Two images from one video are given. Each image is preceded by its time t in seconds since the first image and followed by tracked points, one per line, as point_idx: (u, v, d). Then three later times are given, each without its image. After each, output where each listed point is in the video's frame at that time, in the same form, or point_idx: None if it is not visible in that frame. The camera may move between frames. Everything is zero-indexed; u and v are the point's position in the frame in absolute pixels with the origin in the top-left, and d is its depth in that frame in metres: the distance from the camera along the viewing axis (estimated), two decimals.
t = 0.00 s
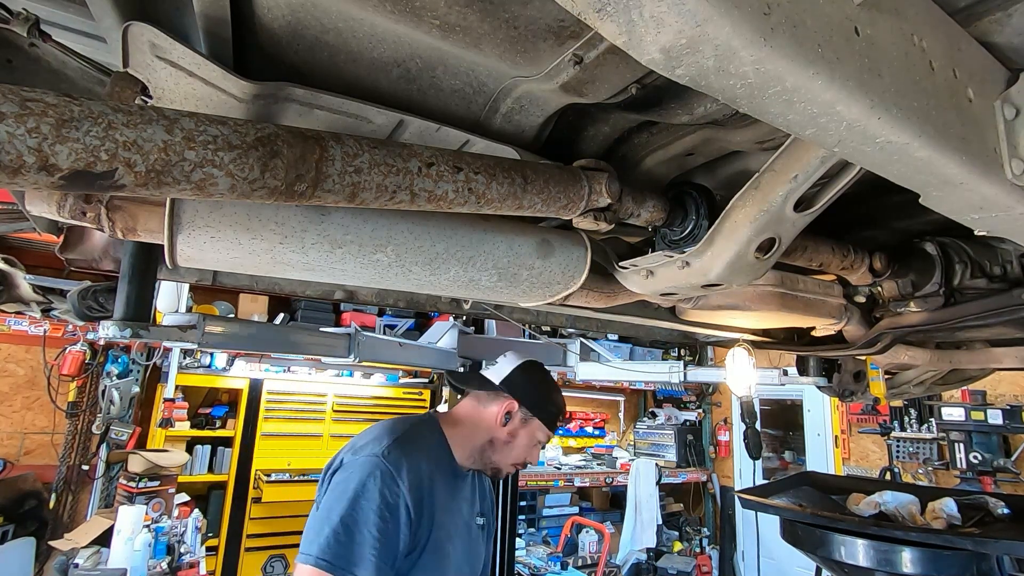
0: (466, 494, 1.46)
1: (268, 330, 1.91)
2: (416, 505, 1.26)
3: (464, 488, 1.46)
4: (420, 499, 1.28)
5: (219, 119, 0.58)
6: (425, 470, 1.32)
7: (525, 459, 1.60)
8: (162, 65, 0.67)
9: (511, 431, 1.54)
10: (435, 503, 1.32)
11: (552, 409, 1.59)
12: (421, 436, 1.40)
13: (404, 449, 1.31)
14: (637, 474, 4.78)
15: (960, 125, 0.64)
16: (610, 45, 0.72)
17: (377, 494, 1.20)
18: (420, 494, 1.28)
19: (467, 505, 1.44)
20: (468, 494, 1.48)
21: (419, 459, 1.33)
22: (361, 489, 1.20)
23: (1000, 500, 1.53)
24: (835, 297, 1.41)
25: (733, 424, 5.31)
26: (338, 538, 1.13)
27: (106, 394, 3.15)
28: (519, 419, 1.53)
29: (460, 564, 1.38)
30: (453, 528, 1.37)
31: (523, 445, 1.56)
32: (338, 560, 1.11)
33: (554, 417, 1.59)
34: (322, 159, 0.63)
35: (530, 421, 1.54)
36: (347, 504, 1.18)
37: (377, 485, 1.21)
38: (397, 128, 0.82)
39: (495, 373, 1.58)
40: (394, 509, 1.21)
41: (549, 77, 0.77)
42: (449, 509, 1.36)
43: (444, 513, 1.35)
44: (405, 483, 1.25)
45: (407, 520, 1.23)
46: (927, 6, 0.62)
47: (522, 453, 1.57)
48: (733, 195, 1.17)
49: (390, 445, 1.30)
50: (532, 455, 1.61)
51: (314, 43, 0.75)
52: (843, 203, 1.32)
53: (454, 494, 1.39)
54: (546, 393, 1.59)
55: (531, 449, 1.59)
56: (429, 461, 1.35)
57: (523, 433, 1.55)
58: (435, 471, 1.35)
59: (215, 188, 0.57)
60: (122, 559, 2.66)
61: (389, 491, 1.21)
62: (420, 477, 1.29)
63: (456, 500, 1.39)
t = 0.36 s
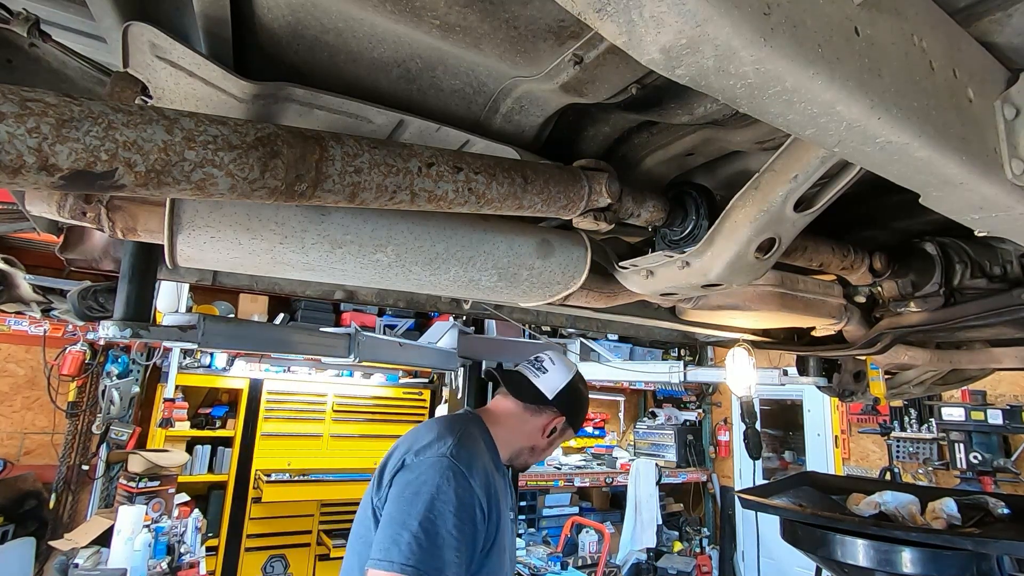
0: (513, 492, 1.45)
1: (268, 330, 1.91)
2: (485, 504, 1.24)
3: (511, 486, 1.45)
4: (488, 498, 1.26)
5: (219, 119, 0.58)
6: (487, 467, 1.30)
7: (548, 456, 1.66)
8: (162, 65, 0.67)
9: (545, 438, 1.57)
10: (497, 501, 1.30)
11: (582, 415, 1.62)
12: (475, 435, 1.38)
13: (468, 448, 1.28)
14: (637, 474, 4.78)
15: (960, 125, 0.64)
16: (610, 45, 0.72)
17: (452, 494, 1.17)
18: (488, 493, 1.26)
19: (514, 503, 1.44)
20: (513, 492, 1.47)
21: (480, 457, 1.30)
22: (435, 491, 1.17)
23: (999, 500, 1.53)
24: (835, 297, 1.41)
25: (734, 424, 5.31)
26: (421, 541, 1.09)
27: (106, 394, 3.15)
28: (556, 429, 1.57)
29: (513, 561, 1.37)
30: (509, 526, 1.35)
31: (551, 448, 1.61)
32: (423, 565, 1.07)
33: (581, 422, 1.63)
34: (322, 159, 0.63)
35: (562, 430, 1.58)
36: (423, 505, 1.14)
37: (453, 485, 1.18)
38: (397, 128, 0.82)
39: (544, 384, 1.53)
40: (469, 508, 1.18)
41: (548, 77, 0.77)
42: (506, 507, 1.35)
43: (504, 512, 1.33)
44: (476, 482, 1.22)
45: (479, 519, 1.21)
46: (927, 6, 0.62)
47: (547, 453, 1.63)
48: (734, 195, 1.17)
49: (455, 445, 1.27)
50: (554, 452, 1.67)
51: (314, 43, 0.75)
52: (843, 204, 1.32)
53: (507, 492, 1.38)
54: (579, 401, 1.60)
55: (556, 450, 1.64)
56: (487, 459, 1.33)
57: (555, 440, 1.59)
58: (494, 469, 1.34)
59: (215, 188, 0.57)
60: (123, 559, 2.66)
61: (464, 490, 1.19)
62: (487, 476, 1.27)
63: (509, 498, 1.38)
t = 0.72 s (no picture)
0: (525, 481, 1.43)
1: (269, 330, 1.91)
2: (481, 487, 1.24)
3: (522, 474, 1.43)
4: (484, 481, 1.25)
5: (219, 119, 0.58)
6: (482, 454, 1.30)
7: (563, 438, 1.53)
8: (162, 65, 0.67)
9: (539, 414, 1.50)
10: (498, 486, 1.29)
11: (580, 383, 1.50)
12: (473, 426, 1.38)
13: (460, 436, 1.29)
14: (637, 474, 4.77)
15: (960, 125, 0.64)
16: (610, 45, 0.72)
17: (441, 477, 1.18)
18: (484, 477, 1.25)
19: (527, 491, 1.42)
20: (527, 482, 1.45)
21: (475, 444, 1.31)
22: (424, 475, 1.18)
23: (999, 500, 1.53)
24: (835, 297, 1.41)
25: (734, 424, 5.31)
26: (407, 522, 1.11)
27: (106, 394, 3.15)
28: (557, 410, 1.49)
29: (532, 549, 1.34)
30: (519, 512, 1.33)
31: (552, 424, 1.50)
32: (410, 545, 1.09)
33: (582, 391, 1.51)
34: (322, 159, 0.63)
35: (554, 400, 1.49)
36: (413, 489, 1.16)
37: (443, 469, 1.19)
38: (397, 128, 0.82)
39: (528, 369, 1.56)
40: (460, 490, 1.18)
41: (549, 77, 0.77)
42: (513, 493, 1.33)
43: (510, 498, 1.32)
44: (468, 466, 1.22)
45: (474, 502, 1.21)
46: (927, 5, 0.62)
47: (553, 432, 1.50)
48: (733, 195, 1.17)
49: (447, 433, 1.29)
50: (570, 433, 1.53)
51: (314, 43, 0.75)
52: (843, 204, 1.32)
53: (515, 479, 1.37)
54: (571, 371, 1.51)
55: (565, 427, 1.51)
56: (484, 447, 1.33)
57: (560, 421, 1.50)
58: (492, 456, 1.33)
59: (216, 188, 0.57)
60: (123, 559, 2.66)
61: (453, 474, 1.19)
62: (480, 461, 1.27)
63: (517, 485, 1.36)
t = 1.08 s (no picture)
0: (539, 483, 1.40)
1: (269, 330, 1.91)
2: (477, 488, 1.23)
3: (534, 476, 1.40)
4: (482, 482, 1.25)
5: (219, 119, 0.58)
6: (483, 455, 1.29)
7: (555, 421, 1.43)
8: (162, 65, 0.67)
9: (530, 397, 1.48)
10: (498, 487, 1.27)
11: (571, 364, 1.46)
12: (482, 428, 1.39)
13: (462, 437, 1.29)
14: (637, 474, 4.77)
15: (960, 125, 0.64)
16: (610, 45, 0.72)
17: (433, 477, 1.19)
18: (480, 477, 1.25)
19: (541, 493, 1.38)
20: (542, 484, 1.41)
21: (476, 446, 1.30)
22: (418, 474, 1.21)
23: (999, 500, 1.53)
24: (835, 297, 1.41)
25: (734, 425, 5.31)
26: (396, 519, 1.15)
27: (106, 394, 3.14)
28: (549, 393, 1.45)
29: (541, 551, 1.31)
30: (526, 514, 1.31)
31: (542, 405, 1.44)
32: (396, 541, 1.12)
33: (570, 367, 1.46)
34: (322, 159, 0.63)
35: (543, 380, 1.47)
36: (407, 487, 1.19)
37: (435, 469, 1.20)
38: (397, 128, 0.82)
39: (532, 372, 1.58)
40: (452, 490, 1.19)
41: (549, 77, 0.77)
42: (518, 495, 1.31)
43: (513, 499, 1.29)
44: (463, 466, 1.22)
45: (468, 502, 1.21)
46: (927, 5, 0.62)
47: (544, 413, 1.44)
48: (734, 195, 1.17)
49: (446, 434, 1.30)
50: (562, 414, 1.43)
51: (314, 44, 0.75)
52: (843, 204, 1.32)
53: (522, 480, 1.34)
54: (561, 353, 1.49)
55: (555, 407, 1.44)
56: (488, 448, 1.32)
57: (552, 401, 1.44)
58: (495, 457, 1.32)
59: (216, 188, 0.57)
60: (123, 559, 2.66)
61: (446, 475, 1.20)
62: (478, 462, 1.27)
63: (525, 486, 1.34)
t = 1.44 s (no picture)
0: (540, 483, 1.39)
1: (269, 330, 1.91)
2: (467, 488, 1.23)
3: (535, 476, 1.39)
4: (474, 483, 1.25)
5: (219, 119, 0.58)
6: (477, 455, 1.29)
7: (562, 420, 1.41)
8: (162, 65, 0.67)
9: (536, 397, 1.46)
10: (491, 488, 1.27)
11: (576, 361, 1.45)
12: (481, 427, 1.39)
13: (456, 437, 1.30)
14: (637, 474, 4.77)
15: (960, 125, 0.64)
16: (610, 45, 0.72)
17: (422, 478, 1.21)
18: (472, 478, 1.25)
19: (542, 493, 1.37)
20: (545, 484, 1.40)
21: (471, 445, 1.30)
22: (409, 475, 1.23)
23: (999, 500, 1.53)
24: (835, 297, 1.41)
25: (734, 425, 5.31)
26: (385, 519, 1.18)
27: (106, 394, 3.13)
28: (554, 392, 1.44)
29: (539, 552, 1.30)
30: (522, 515, 1.30)
31: (548, 405, 1.42)
32: (384, 541, 1.15)
33: (575, 365, 1.45)
34: (323, 159, 0.63)
35: (548, 379, 1.46)
36: (399, 488, 1.22)
37: (424, 469, 1.22)
38: (397, 128, 0.82)
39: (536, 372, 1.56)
40: (441, 491, 1.20)
41: (549, 77, 0.77)
42: (514, 496, 1.30)
43: (508, 500, 1.29)
44: (453, 467, 1.23)
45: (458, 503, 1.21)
46: (927, 6, 0.62)
47: (550, 412, 1.42)
48: (733, 195, 1.17)
49: (440, 432, 1.31)
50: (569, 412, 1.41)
51: (314, 44, 0.75)
52: (843, 204, 1.32)
53: (520, 480, 1.33)
54: (566, 350, 1.48)
55: (562, 405, 1.42)
56: (484, 448, 1.32)
57: (558, 400, 1.43)
58: (490, 457, 1.32)
59: (216, 188, 0.57)
60: (123, 559, 2.66)
61: (434, 475, 1.21)
62: (469, 462, 1.26)
63: (522, 486, 1.33)
